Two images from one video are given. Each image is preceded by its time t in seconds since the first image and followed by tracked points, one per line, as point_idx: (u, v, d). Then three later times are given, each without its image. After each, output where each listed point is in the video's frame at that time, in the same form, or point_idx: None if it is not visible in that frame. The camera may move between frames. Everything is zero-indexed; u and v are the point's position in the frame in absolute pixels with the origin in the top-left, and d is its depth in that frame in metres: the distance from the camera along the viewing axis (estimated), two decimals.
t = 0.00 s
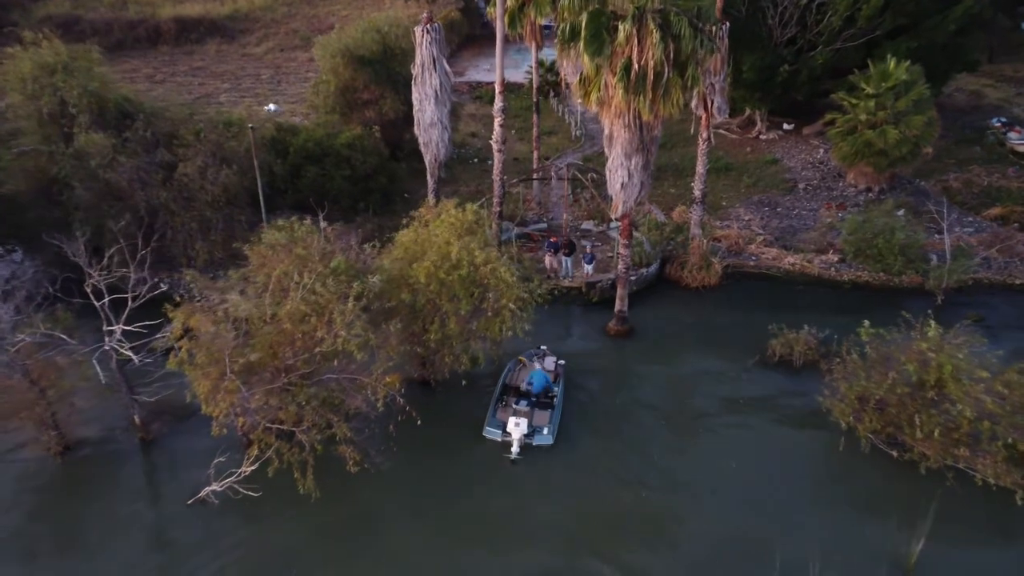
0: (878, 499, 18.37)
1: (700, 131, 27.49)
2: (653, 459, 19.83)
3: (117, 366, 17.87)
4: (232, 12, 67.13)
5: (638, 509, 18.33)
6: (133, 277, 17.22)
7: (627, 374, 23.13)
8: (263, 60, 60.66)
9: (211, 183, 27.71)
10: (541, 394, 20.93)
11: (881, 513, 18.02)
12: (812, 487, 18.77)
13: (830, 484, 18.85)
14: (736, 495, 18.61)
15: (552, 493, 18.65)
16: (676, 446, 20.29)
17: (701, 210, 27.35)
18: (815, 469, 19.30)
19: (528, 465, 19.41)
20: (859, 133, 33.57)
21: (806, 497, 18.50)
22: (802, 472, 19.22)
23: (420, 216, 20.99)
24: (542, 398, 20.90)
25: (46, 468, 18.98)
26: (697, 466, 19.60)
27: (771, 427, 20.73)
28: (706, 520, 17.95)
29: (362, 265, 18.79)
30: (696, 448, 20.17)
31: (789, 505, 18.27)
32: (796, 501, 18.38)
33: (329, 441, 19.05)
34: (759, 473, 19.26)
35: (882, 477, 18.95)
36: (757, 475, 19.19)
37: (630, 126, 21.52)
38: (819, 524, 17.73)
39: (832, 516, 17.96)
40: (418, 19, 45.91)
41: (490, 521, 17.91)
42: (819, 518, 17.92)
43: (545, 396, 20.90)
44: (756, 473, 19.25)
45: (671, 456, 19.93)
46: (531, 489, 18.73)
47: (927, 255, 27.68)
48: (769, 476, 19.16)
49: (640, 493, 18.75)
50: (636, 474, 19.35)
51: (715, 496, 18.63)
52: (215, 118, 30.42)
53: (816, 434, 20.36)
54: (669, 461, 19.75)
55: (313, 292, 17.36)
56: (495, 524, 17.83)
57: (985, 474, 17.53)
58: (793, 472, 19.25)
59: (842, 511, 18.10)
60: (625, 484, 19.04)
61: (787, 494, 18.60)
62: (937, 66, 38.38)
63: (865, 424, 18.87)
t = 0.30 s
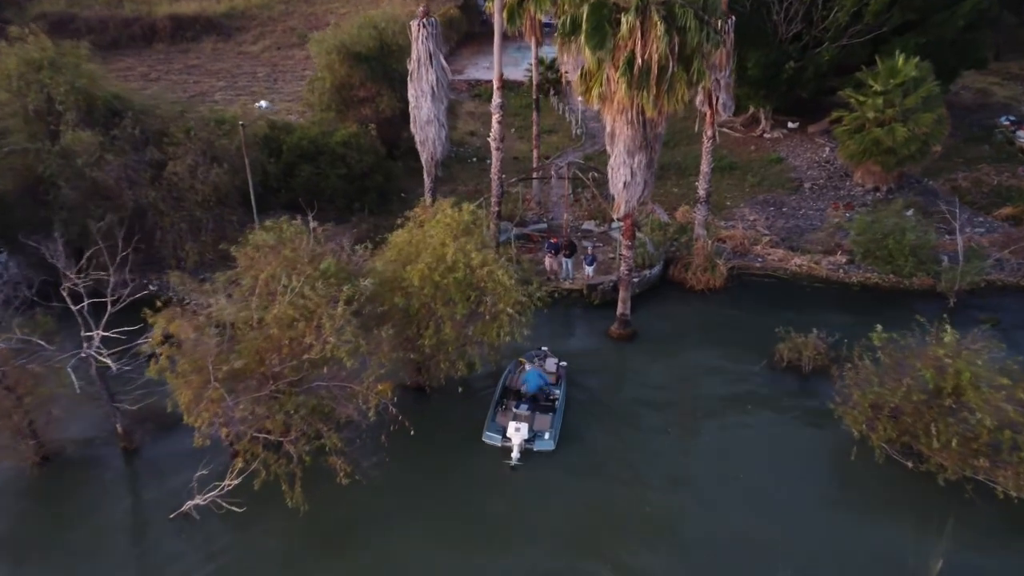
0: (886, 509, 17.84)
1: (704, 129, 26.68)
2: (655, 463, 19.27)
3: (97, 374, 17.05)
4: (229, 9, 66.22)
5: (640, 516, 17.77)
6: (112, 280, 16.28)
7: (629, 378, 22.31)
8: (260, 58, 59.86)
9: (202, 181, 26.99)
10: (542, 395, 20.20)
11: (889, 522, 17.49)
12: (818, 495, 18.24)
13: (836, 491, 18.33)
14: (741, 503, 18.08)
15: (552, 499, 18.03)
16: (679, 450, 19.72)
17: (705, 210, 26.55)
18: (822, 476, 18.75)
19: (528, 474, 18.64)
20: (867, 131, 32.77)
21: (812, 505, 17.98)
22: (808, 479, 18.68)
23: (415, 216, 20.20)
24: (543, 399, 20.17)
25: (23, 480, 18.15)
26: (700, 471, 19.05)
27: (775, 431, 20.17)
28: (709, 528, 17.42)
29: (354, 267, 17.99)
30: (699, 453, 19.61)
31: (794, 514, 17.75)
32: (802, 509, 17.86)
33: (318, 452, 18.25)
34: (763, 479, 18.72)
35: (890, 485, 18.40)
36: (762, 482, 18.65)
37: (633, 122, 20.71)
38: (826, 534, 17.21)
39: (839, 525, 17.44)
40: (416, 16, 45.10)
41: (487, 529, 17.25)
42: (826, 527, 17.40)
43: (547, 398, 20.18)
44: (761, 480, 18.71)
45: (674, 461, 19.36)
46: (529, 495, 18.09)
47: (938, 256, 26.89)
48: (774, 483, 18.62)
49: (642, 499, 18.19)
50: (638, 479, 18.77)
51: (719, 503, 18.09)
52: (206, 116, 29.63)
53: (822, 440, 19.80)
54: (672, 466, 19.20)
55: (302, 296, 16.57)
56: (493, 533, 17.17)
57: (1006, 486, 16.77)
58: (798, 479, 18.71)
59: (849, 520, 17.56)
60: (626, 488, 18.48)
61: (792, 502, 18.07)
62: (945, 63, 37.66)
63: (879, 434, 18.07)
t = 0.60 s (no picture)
0: (899, 516, 17.13)
1: (709, 126, 25.85)
2: (658, 469, 18.57)
3: (74, 381, 16.25)
4: (225, 6, 65.27)
5: (642, 525, 17.06)
6: (89, 283, 15.37)
7: (631, 383, 21.52)
8: (256, 56, 59.08)
9: (191, 180, 26.18)
10: (543, 399, 19.69)
11: (902, 531, 16.79)
12: (827, 503, 17.54)
13: (846, 498, 17.62)
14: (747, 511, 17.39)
15: (550, 507, 17.31)
16: (682, 455, 19.02)
17: (710, 209, 25.74)
18: (831, 483, 18.05)
19: (526, 485, 17.87)
20: (874, 129, 31.97)
21: (821, 514, 17.28)
22: (817, 486, 17.98)
23: (409, 216, 19.40)
24: (544, 403, 19.67)
25: None
26: (704, 477, 18.35)
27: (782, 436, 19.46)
28: (714, 537, 16.74)
29: (344, 270, 17.19)
30: (703, 458, 18.91)
31: (802, 522, 17.06)
32: (810, 517, 17.17)
33: (306, 464, 17.40)
34: (770, 486, 18.02)
35: (903, 493, 17.69)
36: (768, 489, 17.96)
37: (636, 118, 19.89)
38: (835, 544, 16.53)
39: (849, 534, 16.74)
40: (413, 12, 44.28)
41: (482, 541, 16.50)
42: (835, 537, 16.71)
43: (549, 401, 19.66)
44: (768, 487, 18.01)
45: (677, 466, 18.66)
46: (527, 504, 17.36)
47: (950, 257, 26.06)
48: (781, 490, 17.93)
49: (644, 507, 17.48)
50: (640, 485, 18.06)
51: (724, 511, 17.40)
52: (197, 113, 28.83)
53: (831, 445, 19.09)
54: (675, 471, 18.50)
55: (289, 299, 15.79)
56: (488, 545, 16.41)
57: None
58: (806, 485, 18.02)
59: (859, 528, 16.87)
60: (628, 495, 17.78)
61: (801, 510, 17.38)
62: (953, 59, 36.85)
63: (895, 444, 17.26)
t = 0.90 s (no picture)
0: (911, 526, 16.46)
1: (713, 123, 25.05)
2: (660, 477, 17.94)
3: (47, 389, 15.42)
4: (220, 3, 64.40)
5: (644, 537, 16.40)
6: (63, 286, 14.53)
7: (633, 389, 20.76)
8: (252, 54, 58.26)
9: (178, 179, 25.37)
10: (544, 401, 18.96)
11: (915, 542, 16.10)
12: (836, 513, 16.89)
13: (856, 507, 16.98)
14: (752, 520, 16.75)
15: (548, 511, 16.81)
16: (685, 463, 18.39)
17: (714, 209, 24.93)
18: (839, 491, 17.40)
19: (524, 497, 17.08)
20: (882, 126, 31.19)
21: (830, 523, 16.62)
22: (825, 494, 17.34)
23: (401, 215, 18.58)
24: (545, 405, 18.93)
25: None
26: (708, 486, 17.72)
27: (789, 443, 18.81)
28: (717, 548, 16.11)
29: (333, 272, 16.39)
30: (707, 466, 18.28)
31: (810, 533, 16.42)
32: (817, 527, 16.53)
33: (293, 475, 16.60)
34: (776, 495, 17.39)
35: (915, 502, 17.00)
36: (775, 498, 17.32)
37: (639, 114, 19.06)
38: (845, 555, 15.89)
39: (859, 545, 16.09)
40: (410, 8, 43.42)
41: (476, 550, 15.87)
42: (845, 548, 16.06)
43: (549, 404, 18.92)
44: (774, 496, 17.37)
45: (680, 475, 18.03)
46: (525, 514, 16.67)
47: (962, 258, 25.25)
48: (788, 498, 17.30)
49: (645, 516, 16.85)
50: (641, 494, 17.43)
51: (729, 521, 16.77)
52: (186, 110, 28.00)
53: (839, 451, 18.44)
54: (678, 480, 17.88)
55: (274, 303, 14.99)
56: (484, 559, 15.66)
57: None
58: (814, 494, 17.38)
59: (870, 539, 16.22)
60: (628, 505, 17.14)
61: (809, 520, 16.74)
62: (962, 55, 36.05)
63: (911, 455, 16.47)
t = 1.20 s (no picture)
0: (922, 531, 15.87)
1: (717, 119, 24.27)
2: (663, 477, 17.40)
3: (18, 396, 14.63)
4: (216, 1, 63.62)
5: (645, 539, 15.85)
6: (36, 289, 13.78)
7: (635, 394, 20.03)
8: (247, 51, 57.50)
9: (166, 177, 24.71)
10: (544, 405, 18.34)
11: (927, 548, 15.49)
12: (844, 516, 16.33)
13: (865, 511, 16.41)
14: (757, 523, 16.19)
15: (543, 510, 16.34)
16: (689, 463, 17.83)
17: (718, 208, 24.17)
18: (848, 494, 16.84)
19: (521, 505, 16.42)
20: (889, 124, 30.42)
21: (838, 528, 16.07)
22: (833, 498, 16.77)
23: (393, 214, 17.82)
24: (544, 408, 18.31)
25: None
26: (712, 486, 17.17)
27: (796, 444, 18.23)
28: (721, 552, 15.56)
29: (321, 274, 15.62)
30: (711, 466, 17.72)
31: (817, 536, 15.87)
32: (825, 531, 15.97)
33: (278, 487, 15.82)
34: (783, 497, 16.82)
35: (928, 511, 16.33)
36: (781, 500, 16.75)
37: (641, 108, 18.29)
38: (853, 560, 15.33)
39: (868, 550, 15.53)
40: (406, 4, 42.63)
41: (469, 555, 15.31)
42: (853, 553, 15.51)
43: (549, 408, 18.29)
44: (780, 498, 16.81)
45: (684, 475, 17.48)
46: (522, 519, 16.07)
47: (973, 259, 24.50)
48: (795, 501, 16.74)
49: (643, 515, 16.40)
50: (643, 495, 16.89)
51: (730, 520, 16.28)
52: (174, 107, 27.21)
53: (848, 453, 17.88)
54: (682, 480, 17.33)
55: (258, 307, 14.23)
56: (479, 571, 14.98)
57: None
58: (821, 496, 16.82)
59: (879, 544, 15.65)
60: (630, 508, 16.58)
61: (815, 523, 16.19)
62: (970, 52, 35.28)
63: (926, 465, 15.74)
